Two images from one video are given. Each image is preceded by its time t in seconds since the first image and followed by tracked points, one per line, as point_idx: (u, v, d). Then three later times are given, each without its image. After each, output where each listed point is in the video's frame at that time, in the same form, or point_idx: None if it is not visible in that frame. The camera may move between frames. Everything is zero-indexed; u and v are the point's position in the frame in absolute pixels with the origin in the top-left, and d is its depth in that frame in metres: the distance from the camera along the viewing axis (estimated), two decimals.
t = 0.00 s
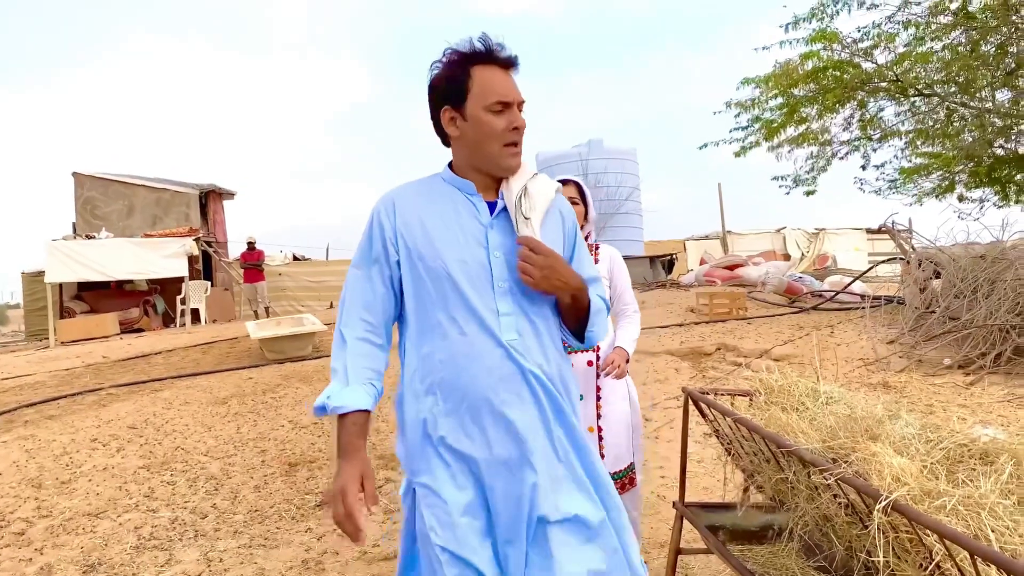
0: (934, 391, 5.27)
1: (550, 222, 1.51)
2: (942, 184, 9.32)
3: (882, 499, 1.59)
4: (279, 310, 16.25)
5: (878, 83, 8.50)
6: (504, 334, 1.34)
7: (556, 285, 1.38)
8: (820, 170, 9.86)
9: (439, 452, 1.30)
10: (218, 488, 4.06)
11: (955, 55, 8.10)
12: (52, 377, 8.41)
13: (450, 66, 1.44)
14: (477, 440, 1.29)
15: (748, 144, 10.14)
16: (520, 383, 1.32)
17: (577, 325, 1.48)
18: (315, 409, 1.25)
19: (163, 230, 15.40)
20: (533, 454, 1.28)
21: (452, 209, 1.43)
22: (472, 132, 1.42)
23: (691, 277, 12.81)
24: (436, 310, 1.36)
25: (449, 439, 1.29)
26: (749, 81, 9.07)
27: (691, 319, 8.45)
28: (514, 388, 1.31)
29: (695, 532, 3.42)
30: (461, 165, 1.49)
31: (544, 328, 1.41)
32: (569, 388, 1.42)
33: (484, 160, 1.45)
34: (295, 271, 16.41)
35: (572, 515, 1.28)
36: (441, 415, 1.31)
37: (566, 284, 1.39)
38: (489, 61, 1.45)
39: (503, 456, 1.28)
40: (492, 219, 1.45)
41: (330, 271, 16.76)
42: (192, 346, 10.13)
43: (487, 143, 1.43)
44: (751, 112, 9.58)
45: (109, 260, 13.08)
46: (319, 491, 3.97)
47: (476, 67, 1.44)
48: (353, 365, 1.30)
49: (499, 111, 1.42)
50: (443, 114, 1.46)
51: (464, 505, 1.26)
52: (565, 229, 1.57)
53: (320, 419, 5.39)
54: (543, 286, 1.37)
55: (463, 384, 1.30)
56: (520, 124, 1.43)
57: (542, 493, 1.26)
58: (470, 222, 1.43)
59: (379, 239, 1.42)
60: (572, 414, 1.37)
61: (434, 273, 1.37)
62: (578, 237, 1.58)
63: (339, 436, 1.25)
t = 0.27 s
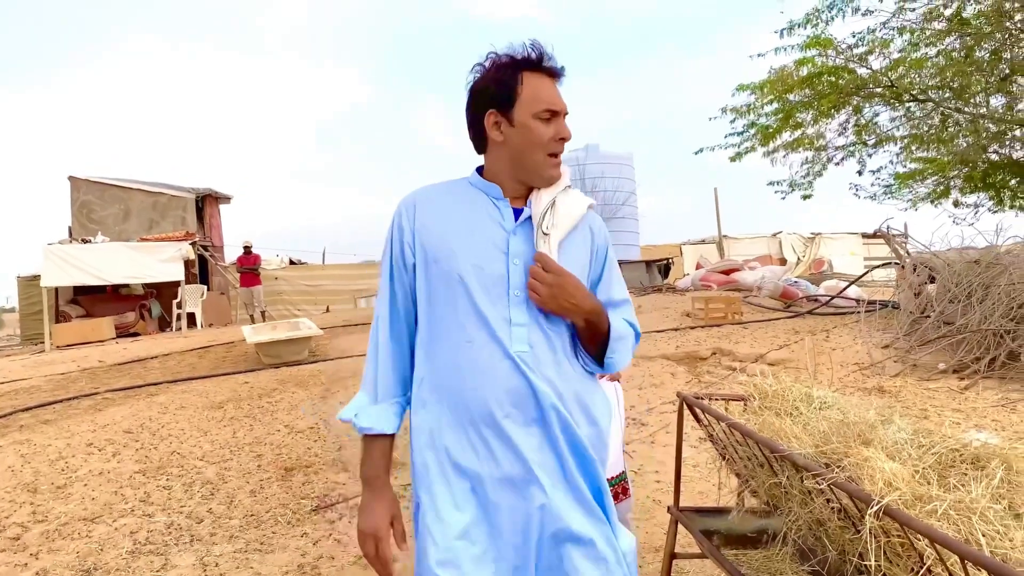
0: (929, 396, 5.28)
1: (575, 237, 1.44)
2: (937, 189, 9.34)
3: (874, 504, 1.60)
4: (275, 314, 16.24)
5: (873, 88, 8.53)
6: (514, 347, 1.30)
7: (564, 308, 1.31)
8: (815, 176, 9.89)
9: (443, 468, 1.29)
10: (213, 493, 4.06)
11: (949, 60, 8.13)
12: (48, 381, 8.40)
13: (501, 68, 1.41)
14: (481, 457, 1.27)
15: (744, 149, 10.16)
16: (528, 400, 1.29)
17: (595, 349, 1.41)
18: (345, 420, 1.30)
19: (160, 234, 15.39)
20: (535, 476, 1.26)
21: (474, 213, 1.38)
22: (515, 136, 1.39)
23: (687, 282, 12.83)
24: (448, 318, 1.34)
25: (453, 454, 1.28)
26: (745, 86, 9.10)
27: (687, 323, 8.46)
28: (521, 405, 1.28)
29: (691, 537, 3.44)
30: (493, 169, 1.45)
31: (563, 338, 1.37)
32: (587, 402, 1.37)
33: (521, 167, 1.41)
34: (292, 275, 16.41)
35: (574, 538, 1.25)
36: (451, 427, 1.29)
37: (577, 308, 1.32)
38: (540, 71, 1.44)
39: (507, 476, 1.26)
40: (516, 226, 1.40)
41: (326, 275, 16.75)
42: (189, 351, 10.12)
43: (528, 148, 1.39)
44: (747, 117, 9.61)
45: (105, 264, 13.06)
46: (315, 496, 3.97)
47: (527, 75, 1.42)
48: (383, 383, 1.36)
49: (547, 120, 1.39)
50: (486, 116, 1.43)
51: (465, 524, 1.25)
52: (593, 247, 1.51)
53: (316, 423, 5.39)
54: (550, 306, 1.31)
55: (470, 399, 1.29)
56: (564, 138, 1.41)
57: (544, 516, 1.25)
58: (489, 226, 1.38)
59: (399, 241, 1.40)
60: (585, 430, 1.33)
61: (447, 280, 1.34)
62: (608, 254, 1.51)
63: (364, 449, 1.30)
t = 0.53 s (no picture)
0: (925, 400, 5.30)
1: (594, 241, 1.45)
2: (933, 193, 9.37)
3: (866, 508, 1.61)
4: (273, 318, 16.25)
5: (869, 93, 8.55)
6: (526, 352, 1.30)
7: (599, 308, 1.31)
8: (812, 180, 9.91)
9: (445, 472, 1.29)
10: (211, 498, 4.07)
11: (945, 65, 8.14)
12: (45, 385, 8.40)
13: (528, 67, 1.43)
14: (485, 462, 1.27)
15: (740, 154, 10.18)
16: (537, 407, 1.28)
17: (619, 353, 1.43)
18: (339, 415, 1.34)
19: (157, 238, 15.39)
20: (539, 485, 1.25)
21: (491, 212, 1.38)
22: (540, 135, 1.40)
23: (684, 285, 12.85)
24: (457, 319, 1.34)
25: (457, 459, 1.28)
26: (741, 91, 9.11)
27: (684, 327, 8.48)
28: (529, 411, 1.28)
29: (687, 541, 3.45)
30: (513, 168, 1.45)
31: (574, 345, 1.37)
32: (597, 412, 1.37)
33: (544, 166, 1.42)
34: (290, 279, 16.42)
35: (577, 547, 1.24)
36: (457, 429, 1.29)
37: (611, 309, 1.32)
38: (566, 74, 1.46)
39: (511, 484, 1.26)
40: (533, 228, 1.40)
41: (324, 279, 16.75)
42: (186, 355, 10.11)
43: (553, 148, 1.40)
44: (744, 122, 9.63)
45: (103, 268, 13.06)
46: (312, 500, 3.98)
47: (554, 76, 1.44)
48: (380, 379, 1.37)
49: (573, 122, 1.41)
50: (511, 115, 1.44)
51: (464, 530, 1.25)
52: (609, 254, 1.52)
53: (313, 428, 5.39)
54: (584, 305, 1.30)
55: (478, 403, 1.29)
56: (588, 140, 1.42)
57: (547, 527, 1.24)
58: (505, 227, 1.37)
59: (410, 237, 1.41)
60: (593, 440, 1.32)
61: (458, 279, 1.34)
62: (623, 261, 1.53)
63: (354, 451, 1.34)
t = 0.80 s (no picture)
0: (922, 403, 5.32)
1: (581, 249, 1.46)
2: (932, 196, 9.38)
3: (858, 511, 1.62)
4: (272, 321, 16.26)
5: (867, 96, 8.57)
6: (520, 365, 1.27)
7: (595, 322, 1.32)
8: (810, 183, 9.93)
9: (433, 490, 1.24)
10: (209, 501, 4.07)
11: (942, 68, 8.15)
12: (45, 389, 8.40)
13: (513, 63, 1.38)
14: (478, 479, 1.24)
15: (739, 157, 10.20)
16: (531, 421, 1.26)
17: (605, 360, 1.43)
18: (323, 438, 1.20)
19: (157, 242, 15.40)
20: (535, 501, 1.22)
21: (481, 217, 1.34)
22: (527, 133, 1.36)
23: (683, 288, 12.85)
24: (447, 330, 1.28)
25: (448, 476, 1.24)
26: (739, 94, 9.13)
27: (683, 330, 8.49)
28: (523, 426, 1.26)
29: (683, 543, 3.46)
30: (496, 167, 1.41)
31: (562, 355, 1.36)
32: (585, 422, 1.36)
33: (530, 166, 1.39)
34: (289, 282, 16.43)
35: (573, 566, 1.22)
36: (448, 445, 1.25)
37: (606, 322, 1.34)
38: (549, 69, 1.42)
39: (503, 502, 1.23)
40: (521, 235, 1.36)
41: (324, 282, 16.76)
42: (185, 359, 10.12)
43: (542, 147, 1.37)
44: (742, 124, 9.65)
45: (103, 271, 13.06)
46: (310, 503, 3.98)
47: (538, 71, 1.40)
48: (364, 394, 1.25)
49: (560, 120, 1.38)
50: (494, 111, 1.39)
51: (455, 551, 1.21)
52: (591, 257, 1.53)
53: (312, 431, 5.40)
54: (583, 321, 1.31)
55: (469, 418, 1.24)
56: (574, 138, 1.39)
57: (542, 543, 1.21)
58: (496, 234, 1.33)
59: (392, 242, 1.33)
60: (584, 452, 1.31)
61: (449, 288, 1.28)
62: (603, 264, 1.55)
63: (343, 470, 1.20)
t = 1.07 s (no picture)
0: (922, 405, 5.33)
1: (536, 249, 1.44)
2: (933, 197, 9.38)
3: (847, 511, 1.63)
4: (275, 324, 16.29)
5: (867, 98, 8.57)
6: (481, 372, 1.25)
7: (550, 320, 1.31)
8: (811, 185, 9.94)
9: (399, 510, 1.19)
10: (209, 503, 4.09)
11: (943, 69, 8.12)
12: (47, 391, 8.44)
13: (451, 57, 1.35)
14: (448, 492, 1.20)
15: (739, 159, 10.21)
16: (497, 428, 1.24)
17: (557, 362, 1.43)
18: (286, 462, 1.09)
19: (160, 244, 15.44)
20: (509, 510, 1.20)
21: (427, 217, 1.32)
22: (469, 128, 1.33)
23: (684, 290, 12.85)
24: (403, 340, 1.24)
25: (414, 495, 1.19)
26: (740, 96, 9.15)
27: (683, 332, 8.49)
28: (489, 434, 1.23)
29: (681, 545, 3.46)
30: (439, 165, 1.38)
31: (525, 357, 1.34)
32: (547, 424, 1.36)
33: (475, 163, 1.36)
34: (291, 284, 16.46)
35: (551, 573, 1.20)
36: (411, 461, 1.21)
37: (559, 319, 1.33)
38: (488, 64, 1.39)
39: (473, 514, 1.20)
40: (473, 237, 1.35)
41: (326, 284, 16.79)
42: (188, 361, 10.14)
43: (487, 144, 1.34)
44: (742, 126, 9.66)
45: (105, 274, 13.09)
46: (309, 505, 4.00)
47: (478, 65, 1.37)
48: (324, 407, 1.18)
49: (503, 113, 1.35)
50: (432, 107, 1.37)
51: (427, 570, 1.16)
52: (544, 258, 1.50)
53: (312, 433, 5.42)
54: (535, 320, 1.29)
55: (432, 431, 1.21)
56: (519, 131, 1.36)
57: (514, 550, 1.19)
58: (447, 236, 1.31)
59: (339, 251, 1.27)
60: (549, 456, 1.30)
61: (403, 293, 1.24)
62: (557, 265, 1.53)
63: (315, 489, 1.11)
